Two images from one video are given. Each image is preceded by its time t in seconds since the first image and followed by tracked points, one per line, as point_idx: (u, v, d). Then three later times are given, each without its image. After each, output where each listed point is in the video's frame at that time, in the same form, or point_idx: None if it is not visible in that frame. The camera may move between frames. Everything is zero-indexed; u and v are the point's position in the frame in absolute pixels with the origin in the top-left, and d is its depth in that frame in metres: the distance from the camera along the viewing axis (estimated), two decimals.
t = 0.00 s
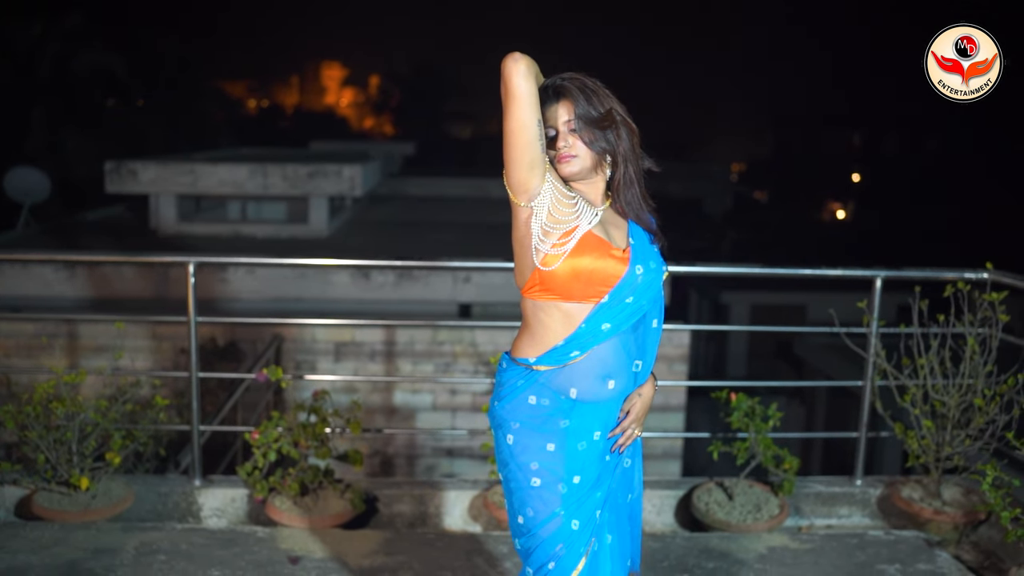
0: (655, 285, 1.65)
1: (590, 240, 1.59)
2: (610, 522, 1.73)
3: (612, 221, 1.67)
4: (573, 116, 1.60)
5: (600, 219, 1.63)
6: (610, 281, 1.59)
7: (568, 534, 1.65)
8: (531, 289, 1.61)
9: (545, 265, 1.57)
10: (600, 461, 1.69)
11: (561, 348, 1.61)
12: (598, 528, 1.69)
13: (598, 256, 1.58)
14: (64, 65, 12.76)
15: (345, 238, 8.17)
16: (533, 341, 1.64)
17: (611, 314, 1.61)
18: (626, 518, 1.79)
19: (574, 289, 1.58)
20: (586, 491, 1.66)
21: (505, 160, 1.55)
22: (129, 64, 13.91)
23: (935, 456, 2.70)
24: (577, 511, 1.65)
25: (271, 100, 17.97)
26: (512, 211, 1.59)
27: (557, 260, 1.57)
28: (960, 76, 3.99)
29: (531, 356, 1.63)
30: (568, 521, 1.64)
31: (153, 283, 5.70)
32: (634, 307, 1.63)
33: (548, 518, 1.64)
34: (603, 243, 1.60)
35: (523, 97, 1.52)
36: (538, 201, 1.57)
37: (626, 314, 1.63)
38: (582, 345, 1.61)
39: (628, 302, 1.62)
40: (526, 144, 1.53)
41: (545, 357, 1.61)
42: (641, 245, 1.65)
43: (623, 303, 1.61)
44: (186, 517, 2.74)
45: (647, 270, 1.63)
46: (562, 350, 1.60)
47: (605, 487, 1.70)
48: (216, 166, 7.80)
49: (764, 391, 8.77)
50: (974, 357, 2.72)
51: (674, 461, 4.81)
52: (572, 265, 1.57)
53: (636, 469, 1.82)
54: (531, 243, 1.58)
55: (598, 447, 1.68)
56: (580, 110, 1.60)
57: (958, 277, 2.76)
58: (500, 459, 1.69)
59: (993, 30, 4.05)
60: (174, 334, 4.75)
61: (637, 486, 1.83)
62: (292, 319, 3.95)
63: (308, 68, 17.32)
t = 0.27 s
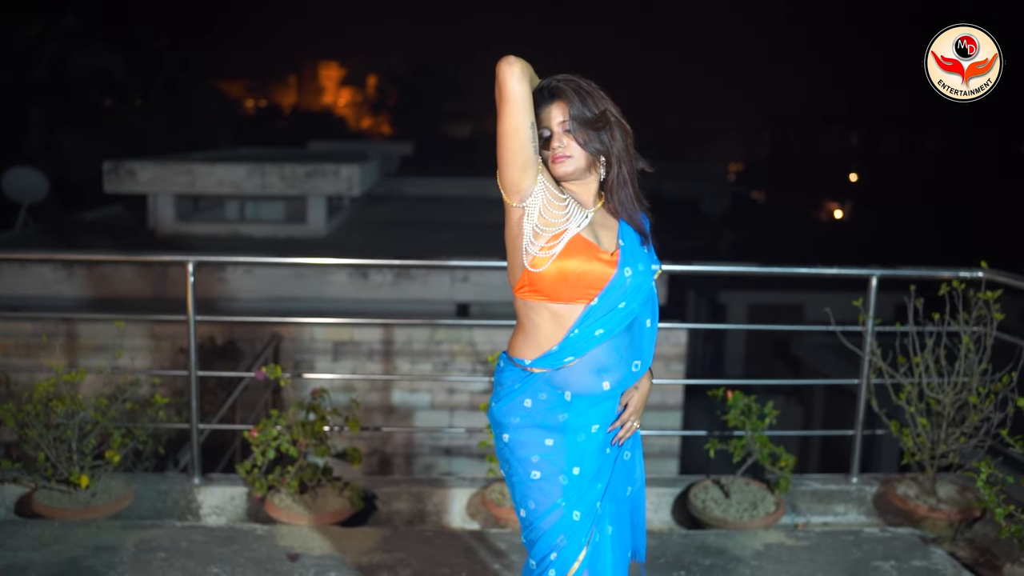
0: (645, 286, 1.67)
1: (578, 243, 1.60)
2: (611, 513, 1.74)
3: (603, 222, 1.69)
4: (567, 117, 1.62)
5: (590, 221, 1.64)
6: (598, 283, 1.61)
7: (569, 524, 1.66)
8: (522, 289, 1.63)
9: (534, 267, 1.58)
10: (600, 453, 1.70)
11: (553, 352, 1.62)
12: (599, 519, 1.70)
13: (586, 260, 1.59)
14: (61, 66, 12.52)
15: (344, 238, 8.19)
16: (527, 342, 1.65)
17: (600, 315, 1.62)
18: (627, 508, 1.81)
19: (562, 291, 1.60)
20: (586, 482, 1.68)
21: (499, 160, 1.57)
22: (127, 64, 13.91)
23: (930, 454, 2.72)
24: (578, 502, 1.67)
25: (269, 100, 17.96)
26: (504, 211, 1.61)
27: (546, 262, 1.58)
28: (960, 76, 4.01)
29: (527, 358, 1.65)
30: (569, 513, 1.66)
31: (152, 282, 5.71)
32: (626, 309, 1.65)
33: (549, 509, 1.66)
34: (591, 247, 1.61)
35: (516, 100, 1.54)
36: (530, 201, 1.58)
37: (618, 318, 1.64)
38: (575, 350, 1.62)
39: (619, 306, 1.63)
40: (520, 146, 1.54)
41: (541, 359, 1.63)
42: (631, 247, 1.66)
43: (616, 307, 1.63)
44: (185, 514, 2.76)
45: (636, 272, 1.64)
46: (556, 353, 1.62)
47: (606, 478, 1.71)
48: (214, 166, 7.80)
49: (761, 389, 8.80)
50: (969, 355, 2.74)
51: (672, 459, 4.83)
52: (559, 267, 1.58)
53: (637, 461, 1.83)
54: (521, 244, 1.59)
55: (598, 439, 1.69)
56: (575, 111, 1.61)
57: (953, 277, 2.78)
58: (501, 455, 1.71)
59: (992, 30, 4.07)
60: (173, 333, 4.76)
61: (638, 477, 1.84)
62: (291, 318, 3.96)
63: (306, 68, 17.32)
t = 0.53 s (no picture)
0: (637, 286, 1.68)
1: (569, 246, 1.62)
2: (611, 506, 1.75)
3: (594, 223, 1.70)
4: (561, 118, 1.63)
5: (581, 222, 1.66)
6: (588, 284, 1.63)
7: (569, 517, 1.67)
8: (516, 288, 1.65)
9: (526, 268, 1.61)
10: (598, 447, 1.71)
11: (548, 352, 1.64)
12: (598, 512, 1.71)
13: (577, 262, 1.61)
14: (60, 65, 12.63)
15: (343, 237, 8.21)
16: (523, 340, 1.68)
17: (592, 316, 1.64)
18: (626, 503, 1.80)
19: (554, 292, 1.62)
20: (585, 475, 1.69)
21: (492, 163, 1.58)
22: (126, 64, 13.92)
23: (925, 451, 2.74)
24: (577, 495, 1.68)
25: (268, 100, 17.98)
26: (498, 212, 1.63)
27: (537, 263, 1.60)
28: (959, 76, 4.03)
29: (523, 357, 1.67)
30: (569, 506, 1.67)
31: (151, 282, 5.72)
32: (619, 311, 1.67)
33: (549, 503, 1.67)
34: (581, 248, 1.62)
35: (510, 103, 1.54)
36: (522, 203, 1.60)
37: (613, 320, 1.66)
38: (571, 352, 1.64)
39: (613, 309, 1.65)
40: (513, 150, 1.56)
41: (538, 359, 1.65)
42: (623, 247, 1.67)
43: (610, 309, 1.65)
44: (185, 512, 2.78)
45: (627, 273, 1.66)
46: (552, 355, 1.64)
47: (604, 473, 1.72)
48: (212, 166, 7.81)
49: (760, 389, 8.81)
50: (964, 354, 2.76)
51: (670, 459, 4.85)
52: (550, 269, 1.60)
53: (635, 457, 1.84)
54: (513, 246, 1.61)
55: (595, 432, 1.70)
56: (568, 113, 1.62)
57: (948, 276, 2.80)
58: (500, 452, 1.72)
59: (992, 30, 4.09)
60: (173, 332, 4.77)
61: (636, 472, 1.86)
62: (287, 317, 3.99)
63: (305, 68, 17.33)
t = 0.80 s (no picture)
0: (630, 285, 1.70)
1: (562, 248, 1.64)
2: (608, 500, 1.76)
3: (587, 225, 1.73)
4: (554, 122, 1.65)
5: (574, 224, 1.69)
6: (581, 285, 1.65)
7: (566, 511, 1.69)
8: (511, 290, 1.69)
9: (521, 271, 1.64)
10: (595, 442, 1.73)
11: (544, 349, 1.67)
12: (596, 506, 1.73)
13: (569, 265, 1.64)
14: (59, 65, 12.57)
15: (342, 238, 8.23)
16: (519, 339, 1.71)
17: (587, 316, 1.66)
18: (623, 498, 1.81)
19: (548, 294, 1.65)
20: (581, 469, 1.70)
21: (486, 170, 1.62)
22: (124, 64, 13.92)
23: (919, 449, 2.76)
24: (574, 489, 1.69)
25: (267, 100, 18.00)
26: (493, 217, 1.66)
27: (531, 266, 1.64)
28: (959, 76, 4.05)
29: (519, 354, 1.70)
30: (566, 499, 1.69)
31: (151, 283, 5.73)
32: (614, 311, 1.69)
33: (546, 496, 1.68)
34: (574, 251, 1.65)
35: (502, 111, 1.57)
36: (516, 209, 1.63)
37: (607, 320, 1.68)
38: (566, 349, 1.67)
39: (608, 309, 1.67)
40: (505, 156, 1.59)
41: (533, 356, 1.68)
42: (616, 249, 1.69)
43: (605, 309, 1.67)
44: (185, 510, 2.79)
45: (621, 273, 1.67)
46: (547, 352, 1.67)
47: (601, 468, 1.74)
48: (212, 166, 7.83)
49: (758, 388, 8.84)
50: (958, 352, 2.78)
51: (667, 458, 4.87)
52: (544, 272, 1.63)
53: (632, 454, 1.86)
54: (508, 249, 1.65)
55: (590, 426, 1.72)
56: (560, 118, 1.64)
57: (942, 275, 2.82)
58: (497, 448, 1.74)
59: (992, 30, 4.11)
60: (172, 332, 4.79)
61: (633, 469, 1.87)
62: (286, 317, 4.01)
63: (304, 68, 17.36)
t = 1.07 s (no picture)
0: (627, 281, 1.72)
1: (559, 248, 1.66)
2: (605, 492, 1.77)
3: (585, 222, 1.74)
4: (550, 121, 1.67)
5: (572, 223, 1.70)
6: (581, 282, 1.67)
7: (563, 504, 1.70)
8: (510, 287, 1.71)
9: (521, 270, 1.66)
10: (591, 434, 1.74)
11: (541, 341, 1.68)
12: (592, 499, 1.74)
13: (568, 264, 1.66)
14: (59, 65, 12.45)
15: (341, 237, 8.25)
16: (517, 332, 1.72)
17: (586, 311, 1.68)
18: (619, 489, 1.82)
19: (547, 292, 1.67)
20: (578, 461, 1.71)
21: (483, 173, 1.64)
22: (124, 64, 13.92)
23: (915, 446, 2.77)
24: (571, 481, 1.70)
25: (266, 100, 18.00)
26: (492, 219, 1.68)
27: (530, 266, 1.65)
28: (959, 76, 4.07)
29: (516, 345, 1.72)
30: (563, 492, 1.70)
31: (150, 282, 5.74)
32: (612, 306, 1.71)
33: (543, 489, 1.70)
34: (572, 251, 1.67)
35: (497, 115, 1.59)
36: (514, 210, 1.65)
37: (605, 316, 1.70)
38: (564, 341, 1.68)
39: (606, 305, 1.69)
40: (501, 158, 1.61)
41: (530, 347, 1.70)
42: (613, 246, 1.71)
43: (603, 305, 1.69)
44: (184, 507, 2.80)
45: (619, 270, 1.69)
46: (544, 343, 1.68)
47: (598, 460, 1.75)
48: (211, 166, 7.85)
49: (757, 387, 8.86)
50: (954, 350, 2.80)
51: (665, 455, 4.89)
52: (543, 271, 1.65)
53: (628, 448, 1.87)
54: (507, 249, 1.67)
55: (586, 418, 1.73)
56: (555, 117, 1.66)
57: (938, 273, 2.84)
58: (494, 440, 1.76)
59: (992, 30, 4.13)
60: (172, 331, 4.80)
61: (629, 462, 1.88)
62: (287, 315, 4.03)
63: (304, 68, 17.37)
